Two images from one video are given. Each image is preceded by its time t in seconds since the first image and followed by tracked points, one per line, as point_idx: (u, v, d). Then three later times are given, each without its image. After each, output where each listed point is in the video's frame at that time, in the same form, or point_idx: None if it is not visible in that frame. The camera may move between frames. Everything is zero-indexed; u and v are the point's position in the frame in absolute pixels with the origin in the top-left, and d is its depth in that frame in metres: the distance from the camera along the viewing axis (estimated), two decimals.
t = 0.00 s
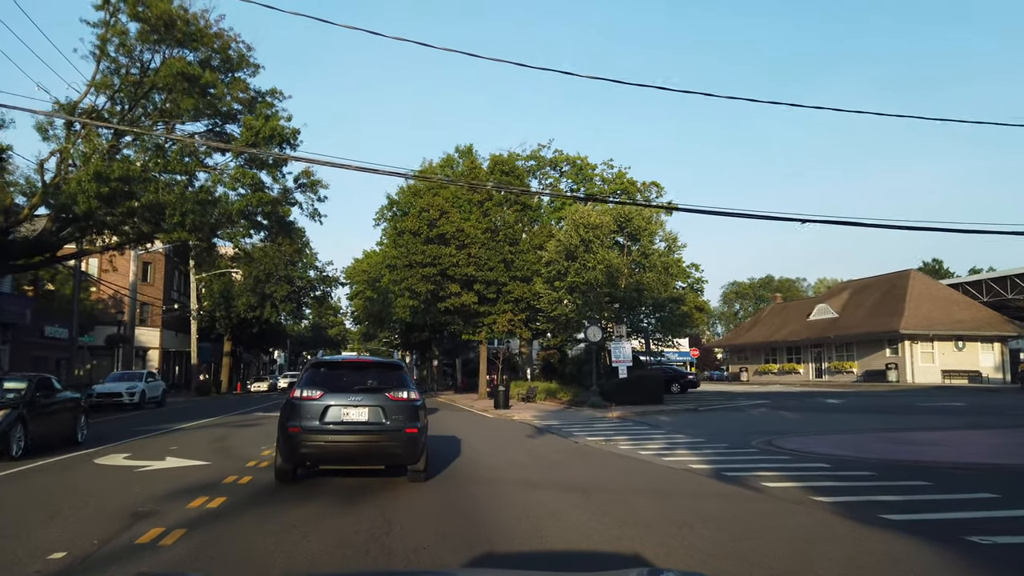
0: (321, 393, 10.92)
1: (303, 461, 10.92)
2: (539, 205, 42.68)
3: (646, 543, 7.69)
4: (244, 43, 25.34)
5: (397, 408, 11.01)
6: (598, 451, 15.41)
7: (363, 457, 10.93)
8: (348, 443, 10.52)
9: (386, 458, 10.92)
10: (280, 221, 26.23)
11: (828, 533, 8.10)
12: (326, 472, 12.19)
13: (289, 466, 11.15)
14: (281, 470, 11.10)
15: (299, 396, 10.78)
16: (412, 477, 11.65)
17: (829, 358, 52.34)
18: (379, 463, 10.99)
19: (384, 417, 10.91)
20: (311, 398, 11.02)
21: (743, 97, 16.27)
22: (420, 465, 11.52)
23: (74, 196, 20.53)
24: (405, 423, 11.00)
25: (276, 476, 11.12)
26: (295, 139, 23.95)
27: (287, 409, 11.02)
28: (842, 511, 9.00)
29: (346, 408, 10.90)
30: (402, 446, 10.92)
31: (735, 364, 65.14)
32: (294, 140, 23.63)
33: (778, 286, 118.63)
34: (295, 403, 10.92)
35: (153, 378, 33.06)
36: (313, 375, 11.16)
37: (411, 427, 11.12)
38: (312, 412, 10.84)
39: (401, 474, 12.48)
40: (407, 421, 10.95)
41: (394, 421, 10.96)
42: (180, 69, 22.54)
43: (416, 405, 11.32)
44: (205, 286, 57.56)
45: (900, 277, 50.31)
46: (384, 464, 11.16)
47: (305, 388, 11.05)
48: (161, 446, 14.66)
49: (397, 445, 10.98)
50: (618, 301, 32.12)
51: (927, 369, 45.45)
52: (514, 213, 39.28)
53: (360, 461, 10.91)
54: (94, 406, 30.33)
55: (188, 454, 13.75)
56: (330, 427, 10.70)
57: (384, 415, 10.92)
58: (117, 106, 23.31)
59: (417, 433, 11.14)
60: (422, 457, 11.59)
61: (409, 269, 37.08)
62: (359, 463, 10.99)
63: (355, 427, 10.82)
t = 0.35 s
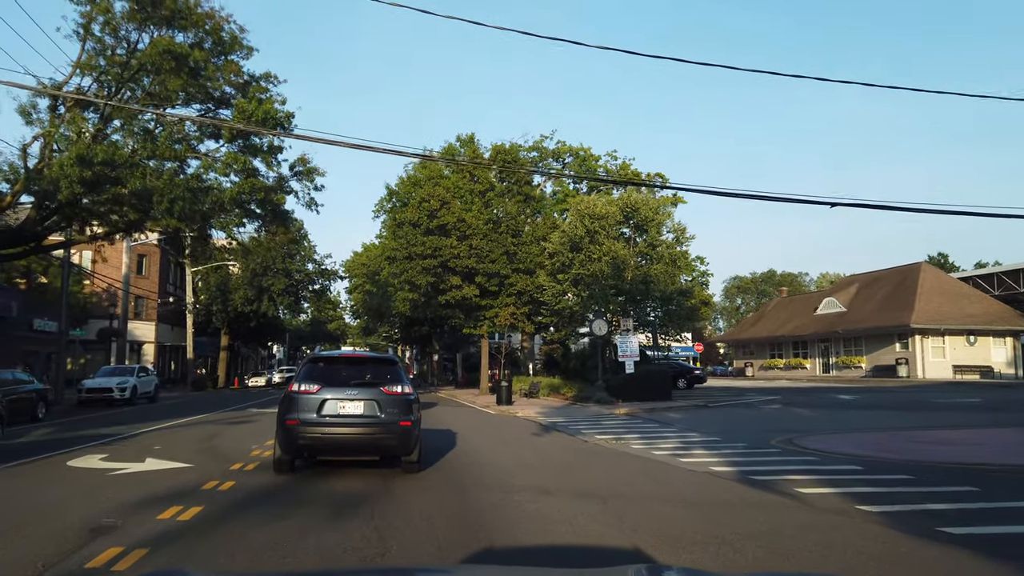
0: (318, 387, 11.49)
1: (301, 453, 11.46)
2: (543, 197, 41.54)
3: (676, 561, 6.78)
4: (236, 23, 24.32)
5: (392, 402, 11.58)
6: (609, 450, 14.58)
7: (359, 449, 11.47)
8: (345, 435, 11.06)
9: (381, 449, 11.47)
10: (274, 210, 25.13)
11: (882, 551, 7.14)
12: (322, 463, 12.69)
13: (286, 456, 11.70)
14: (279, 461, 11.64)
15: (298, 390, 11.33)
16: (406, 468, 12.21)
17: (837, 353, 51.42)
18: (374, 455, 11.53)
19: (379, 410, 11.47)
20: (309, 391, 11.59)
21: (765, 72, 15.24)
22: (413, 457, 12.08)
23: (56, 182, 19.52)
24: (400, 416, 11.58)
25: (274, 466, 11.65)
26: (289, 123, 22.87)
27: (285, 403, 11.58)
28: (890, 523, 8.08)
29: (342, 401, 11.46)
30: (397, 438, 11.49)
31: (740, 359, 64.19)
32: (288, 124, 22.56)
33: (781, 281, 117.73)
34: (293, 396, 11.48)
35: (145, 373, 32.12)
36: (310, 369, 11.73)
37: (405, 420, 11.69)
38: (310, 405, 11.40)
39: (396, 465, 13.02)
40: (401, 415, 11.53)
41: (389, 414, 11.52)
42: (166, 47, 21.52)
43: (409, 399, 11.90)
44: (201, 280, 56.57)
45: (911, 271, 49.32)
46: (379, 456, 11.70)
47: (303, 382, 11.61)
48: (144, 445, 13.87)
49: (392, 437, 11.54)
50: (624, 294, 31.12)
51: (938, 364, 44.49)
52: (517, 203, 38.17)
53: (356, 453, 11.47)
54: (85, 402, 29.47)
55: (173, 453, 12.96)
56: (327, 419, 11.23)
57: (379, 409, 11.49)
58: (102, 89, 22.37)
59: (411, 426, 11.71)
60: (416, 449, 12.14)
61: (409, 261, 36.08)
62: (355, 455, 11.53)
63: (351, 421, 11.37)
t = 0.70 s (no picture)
0: (314, 382, 12.08)
1: (298, 445, 12.02)
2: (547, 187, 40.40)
3: None
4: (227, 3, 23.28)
5: (385, 397, 12.16)
6: (621, 454, 13.69)
7: (354, 442, 12.02)
8: (340, 428, 11.62)
9: (375, 442, 12.02)
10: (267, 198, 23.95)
11: (961, 572, 6.15)
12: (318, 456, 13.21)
13: (283, 448, 12.27)
14: (277, 453, 12.21)
15: (295, 385, 11.88)
16: (400, 461, 12.82)
17: (846, 349, 50.37)
18: (369, 447, 12.10)
19: (373, 405, 12.04)
20: (306, 386, 12.13)
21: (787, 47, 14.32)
22: (406, 450, 12.67)
23: (31, 165, 18.36)
24: (393, 410, 12.16)
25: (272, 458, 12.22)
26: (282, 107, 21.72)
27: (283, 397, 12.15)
28: (956, 540, 7.14)
29: (337, 396, 12.03)
30: (390, 431, 12.05)
31: (745, 355, 63.11)
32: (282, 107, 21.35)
33: (784, 277, 116.65)
34: (291, 391, 12.02)
35: (136, 369, 31.06)
36: (307, 365, 12.31)
37: (397, 414, 12.26)
38: (306, 399, 11.99)
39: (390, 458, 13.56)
40: (394, 409, 12.11)
41: (382, 408, 12.09)
42: (150, 23, 20.41)
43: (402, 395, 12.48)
44: (197, 274, 55.44)
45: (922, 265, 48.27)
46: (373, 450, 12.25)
47: (299, 377, 12.19)
48: (123, 446, 12.98)
49: (385, 430, 12.11)
50: (631, 288, 29.98)
51: (951, 359, 43.43)
52: (520, 194, 36.99)
53: (351, 446, 12.03)
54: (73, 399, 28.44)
55: (155, 455, 12.08)
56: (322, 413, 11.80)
57: (373, 403, 12.04)
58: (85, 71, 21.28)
59: (403, 420, 12.28)
60: (409, 442, 12.74)
61: (409, 253, 34.95)
62: (351, 447, 12.11)
63: (346, 414, 11.92)
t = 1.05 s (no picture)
0: (311, 376, 12.96)
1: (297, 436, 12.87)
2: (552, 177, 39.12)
3: None
4: None
5: (379, 390, 13.09)
6: (638, 456, 12.79)
7: (350, 433, 12.89)
8: (336, 419, 12.49)
9: (370, 433, 12.89)
10: (261, 185, 22.67)
11: None
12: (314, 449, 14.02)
13: (282, 439, 13.13)
14: (277, 444, 13.08)
15: (294, 378, 12.79)
16: (394, 453, 13.67)
17: (855, 344, 49.31)
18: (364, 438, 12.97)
19: (368, 398, 12.91)
20: (304, 379, 13.03)
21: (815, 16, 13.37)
22: (400, 442, 13.53)
23: (4, 145, 17.16)
24: (386, 403, 13.05)
25: (271, 448, 13.05)
26: (275, 86, 20.47)
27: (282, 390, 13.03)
28: None
29: (333, 390, 12.91)
30: (384, 422, 12.95)
31: (751, 351, 62.05)
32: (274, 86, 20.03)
33: (785, 272, 115.57)
34: (290, 384, 12.89)
35: (125, 365, 29.96)
36: (305, 360, 13.22)
37: (391, 407, 13.16)
38: (304, 392, 12.85)
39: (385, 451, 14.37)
40: (388, 401, 13.01)
41: (376, 401, 12.98)
42: None
43: (395, 388, 13.40)
44: (192, 267, 54.24)
45: (934, 259, 47.16)
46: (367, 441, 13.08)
47: (297, 372, 13.09)
48: (100, 446, 12.04)
49: (379, 422, 12.99)
50: (639, 281, 28.86)
51: (965, 355, 42.37)
52: (524, 184, 35.84)
53: (347, 437, 12.90)
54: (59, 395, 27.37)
55: (131, 455, 11.15)
56: (320, 406, 12.66)
57: (368, 396, 12.93)
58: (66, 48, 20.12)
59: (396, 412, 13.16)
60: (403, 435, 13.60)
61: (409, 244, 33.77)
62: (347, 438, 12.98)
63: (343, 407, 12.81)
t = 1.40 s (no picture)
0: (309, 372, 13.54)
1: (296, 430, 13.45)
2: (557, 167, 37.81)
3: None
4: None
5: (374, 386, 13.67)
6: (654, 462, 11.95)
7: (347, 427, 13.47)
8: (333, 414, 13.06)
9: (365, 427, 13.47)
10: (252, 171, 21.36)
11: None
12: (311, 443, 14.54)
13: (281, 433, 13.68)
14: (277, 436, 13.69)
15: (293, 374, 13.38)
16: (388, 445, 14.25)
17: (866, 341, 48.16)
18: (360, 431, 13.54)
19: (364, 393, 13.50)
20: (302, 375, 13.61)
21: None
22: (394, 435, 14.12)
23: None
24: (381, 398, 13.62)
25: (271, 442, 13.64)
26: (267, 64, 19.16)
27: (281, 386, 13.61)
28: None
29: (330, 385, 13.48)
30: (378, 416, 13.51)
31: (757, 348, 60.88)
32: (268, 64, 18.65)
33: (788, 269, 114.24)
34: (289, 380, 13.47)
35: (114, 362, 28.86)
36: (303, 357, 13.81)
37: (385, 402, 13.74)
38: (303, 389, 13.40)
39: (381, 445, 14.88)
40: (382, 396, 13.58)
41: (372, 396, 13.55)
42: None
43: (389, 384, 13.98)
44: (187, 260, 52.98)
45: (948, 254, 45.96)
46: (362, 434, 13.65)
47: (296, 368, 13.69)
48: (70, 450, 11.02)
49: (374, 416, 13.57)
50: (650, 274, 27.69)
51: (981, 352, 41.25)
52: (529, 175, 34.61)
53: (343, 430, 13.50)
54: (45, 392, 26.32)
55: (104, 460, 10.19)
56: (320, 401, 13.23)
57: (364, 392, 13.51)
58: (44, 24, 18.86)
59: (390, 407, 13.74)
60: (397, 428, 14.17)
61: (409, 236, 32.55)
62: (343, 432, 13.57)
63: (339, 402, 13.38)
